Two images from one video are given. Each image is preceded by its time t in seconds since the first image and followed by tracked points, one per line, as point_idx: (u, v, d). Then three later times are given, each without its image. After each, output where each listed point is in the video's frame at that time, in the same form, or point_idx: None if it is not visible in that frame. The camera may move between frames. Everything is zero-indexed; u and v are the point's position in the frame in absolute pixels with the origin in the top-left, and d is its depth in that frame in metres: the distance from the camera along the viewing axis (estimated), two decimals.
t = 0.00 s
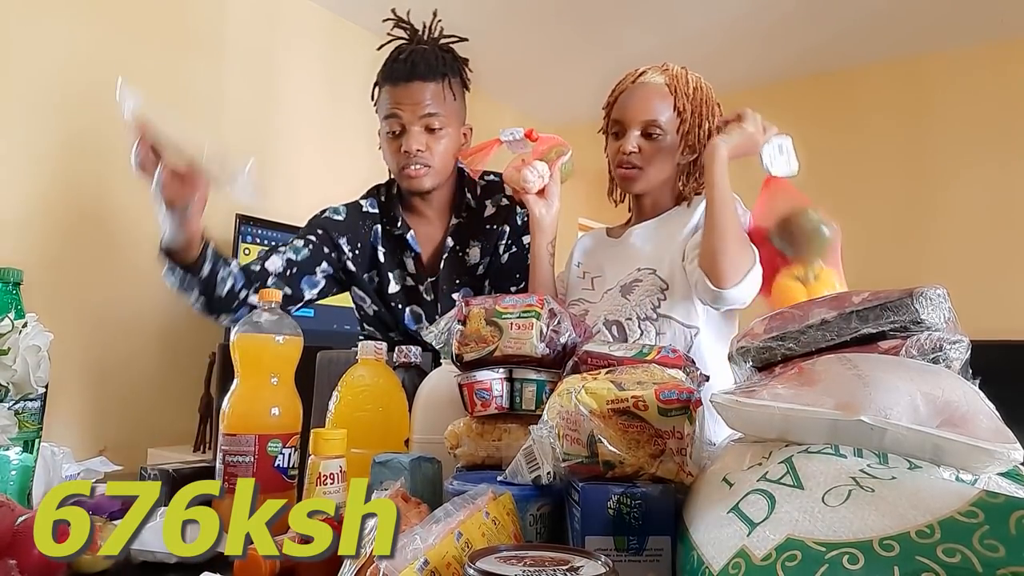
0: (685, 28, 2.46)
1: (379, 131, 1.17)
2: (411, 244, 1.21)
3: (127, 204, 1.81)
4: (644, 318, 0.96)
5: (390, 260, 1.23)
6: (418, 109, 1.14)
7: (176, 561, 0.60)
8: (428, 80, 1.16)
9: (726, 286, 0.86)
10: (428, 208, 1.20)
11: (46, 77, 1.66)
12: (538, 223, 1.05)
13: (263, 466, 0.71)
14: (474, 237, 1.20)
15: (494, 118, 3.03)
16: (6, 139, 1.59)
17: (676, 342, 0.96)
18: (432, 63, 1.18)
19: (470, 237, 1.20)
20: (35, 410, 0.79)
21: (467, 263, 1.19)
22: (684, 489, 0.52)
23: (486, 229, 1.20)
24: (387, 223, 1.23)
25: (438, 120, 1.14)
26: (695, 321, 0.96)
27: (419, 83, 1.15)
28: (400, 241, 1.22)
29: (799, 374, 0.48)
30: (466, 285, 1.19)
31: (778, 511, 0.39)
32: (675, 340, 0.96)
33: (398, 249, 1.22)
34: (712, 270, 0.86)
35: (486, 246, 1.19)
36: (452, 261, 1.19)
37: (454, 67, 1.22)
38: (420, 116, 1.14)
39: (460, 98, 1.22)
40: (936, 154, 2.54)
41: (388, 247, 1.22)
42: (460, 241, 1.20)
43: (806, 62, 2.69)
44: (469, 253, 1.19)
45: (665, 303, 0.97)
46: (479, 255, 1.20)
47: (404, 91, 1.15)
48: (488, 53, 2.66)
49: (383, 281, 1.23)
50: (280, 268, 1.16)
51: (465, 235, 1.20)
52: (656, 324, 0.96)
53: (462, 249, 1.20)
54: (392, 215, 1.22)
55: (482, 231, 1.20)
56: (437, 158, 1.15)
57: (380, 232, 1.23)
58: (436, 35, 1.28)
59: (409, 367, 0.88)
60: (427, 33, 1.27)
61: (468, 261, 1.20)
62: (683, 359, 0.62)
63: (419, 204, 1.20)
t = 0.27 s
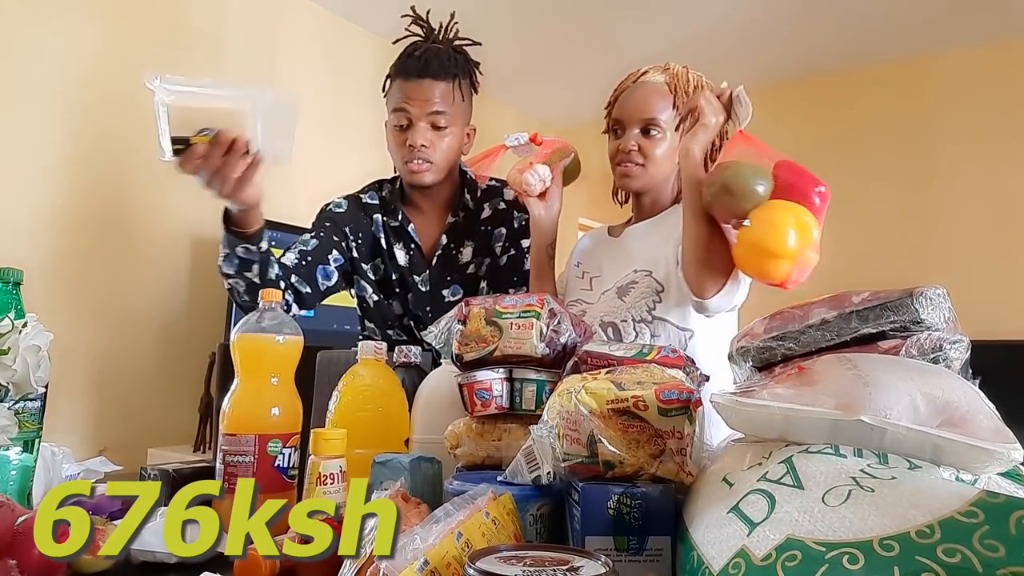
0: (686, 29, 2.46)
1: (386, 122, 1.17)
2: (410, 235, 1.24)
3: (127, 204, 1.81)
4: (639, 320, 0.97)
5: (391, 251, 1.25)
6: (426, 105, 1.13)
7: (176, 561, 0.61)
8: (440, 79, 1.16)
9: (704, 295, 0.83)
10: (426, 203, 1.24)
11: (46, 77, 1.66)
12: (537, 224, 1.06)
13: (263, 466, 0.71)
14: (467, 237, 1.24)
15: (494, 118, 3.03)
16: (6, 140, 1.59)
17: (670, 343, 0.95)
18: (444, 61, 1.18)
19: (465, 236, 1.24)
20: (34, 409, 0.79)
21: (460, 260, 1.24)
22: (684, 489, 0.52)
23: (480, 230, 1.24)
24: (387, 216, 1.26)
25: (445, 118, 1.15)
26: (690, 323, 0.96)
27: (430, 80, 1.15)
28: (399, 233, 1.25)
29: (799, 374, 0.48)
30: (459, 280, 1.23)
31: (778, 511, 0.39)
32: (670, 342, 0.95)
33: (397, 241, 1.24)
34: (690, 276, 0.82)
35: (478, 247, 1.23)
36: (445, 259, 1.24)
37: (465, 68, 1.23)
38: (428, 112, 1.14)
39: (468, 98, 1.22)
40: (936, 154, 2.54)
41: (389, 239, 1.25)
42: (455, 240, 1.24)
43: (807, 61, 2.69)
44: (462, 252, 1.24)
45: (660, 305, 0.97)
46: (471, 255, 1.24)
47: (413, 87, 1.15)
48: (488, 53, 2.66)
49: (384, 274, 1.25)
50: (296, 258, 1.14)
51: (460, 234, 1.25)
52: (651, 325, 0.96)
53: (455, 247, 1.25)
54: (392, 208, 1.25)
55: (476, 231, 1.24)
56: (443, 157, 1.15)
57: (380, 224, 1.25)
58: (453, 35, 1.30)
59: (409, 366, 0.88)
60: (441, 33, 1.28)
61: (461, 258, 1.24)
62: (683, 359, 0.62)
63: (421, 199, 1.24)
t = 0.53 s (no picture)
0: (686, 29, 2.46)
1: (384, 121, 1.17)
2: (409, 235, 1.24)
3: (127, 204, 1.81)
4: (631, 320, 0.96)
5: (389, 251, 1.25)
6: (426, 104, 1.13)
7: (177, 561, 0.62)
8: (439, 78, 1.16)
9: (673, 302, 0.88)
10: (423, 203, 1.24)
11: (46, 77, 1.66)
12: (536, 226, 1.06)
13: (263, 466, 0.71)
14: (466, 237, 1.25)
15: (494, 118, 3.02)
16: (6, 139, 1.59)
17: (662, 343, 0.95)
18: (443, 61, 1.18)
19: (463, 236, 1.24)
20: (34, 410, 0.79)
21: (458, 260, 1.24)
22: (684, 489, 0.52)
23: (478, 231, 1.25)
24: (385, 217, 1.26)
25: (445, 118, 1.15)
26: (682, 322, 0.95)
27: (429, 80, 1.15)
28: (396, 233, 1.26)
29: (799, 374, 0.48)
30: (455, 280, 1.23)
31: (778, 511, 0.39)
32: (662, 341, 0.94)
33: (395, 241, 1.25)
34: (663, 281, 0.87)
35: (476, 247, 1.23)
36: (442, 258, 1.24)
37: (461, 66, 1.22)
38: (428, 111, 1.14)
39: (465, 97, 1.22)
40: (936, 154, 2.54)
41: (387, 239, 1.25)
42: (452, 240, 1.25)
43: (807, 61, 2.69)
44: (460, 251, 1.24)
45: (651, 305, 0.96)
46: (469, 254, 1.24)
47: (411, 87, 1.15)
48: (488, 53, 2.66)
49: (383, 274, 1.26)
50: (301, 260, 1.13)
51: (459, 234, 1.25)
52: (643, 326, 0.95)
53: (454, 247, 1.25)
54: (389, 208, 1.26)
55: (474, 232, 1.24)
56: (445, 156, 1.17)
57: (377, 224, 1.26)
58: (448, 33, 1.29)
59: (409, 367, 0.88)
60: (437, 32, 1.26)
61: (459, 258, 1.24)
62: (683, 359, 0.62)
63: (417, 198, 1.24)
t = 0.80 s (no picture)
0: (686, 29, 2.46)
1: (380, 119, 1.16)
2: (406, 236, 1.24)
3: (126, 204, 1.81)
4: (626, 320, 0.95)
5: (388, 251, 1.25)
6: (424, 103, 1.13)
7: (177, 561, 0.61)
8: (437, 75, 1.16)
9: (673, 305, 0.87)
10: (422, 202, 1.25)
11: (45, 77, 1.66)
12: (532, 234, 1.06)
13: (263, 466, 0.71)
14: (464, 237, 1.25)
15: (495, 117, 3.02)
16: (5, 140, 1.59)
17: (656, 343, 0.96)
18: (442, 60, 1.18)
19: (462, 235, 1.25)
20: (34, 409, 0.79)
21: (456, 260, 1.24)
22: (684, 489, 0.52)
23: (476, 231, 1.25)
24: (382, 218, 1.26)
25: (442, 116, 1.15)
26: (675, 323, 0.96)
27: (427, 78, 1.15)
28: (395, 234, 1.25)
29: (799, 374, 0.48)
30: (454, 280, 1.24)
31: (779, 511, 0.39)
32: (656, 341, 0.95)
33: (393, 242, 1.24)
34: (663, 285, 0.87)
35: (475, 247, 1.24)
36: (440, 258, 1.24)
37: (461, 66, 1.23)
38: (425, 110, 1.13)
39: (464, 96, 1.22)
40: (936, 154, 2.54)
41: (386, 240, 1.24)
42: (450, 240, 1.25)
43: (807, 61, 2.69)
44: (459, 251, 1.24)
45: (646, 306, 0.96)
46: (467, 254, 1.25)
47: (409, 85, 1.14)
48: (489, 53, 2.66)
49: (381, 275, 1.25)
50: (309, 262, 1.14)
51: (457, 233, 1.25)
52: (637, 326, 0.96)
53: (453, 247, 1.25)
54: (387, 209, 1.26)
55: (473, 231, 1.25)
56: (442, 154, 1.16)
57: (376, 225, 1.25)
58: (447, 32, 1.29)
59: (409, 366, 0.88)
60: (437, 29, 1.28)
61: (457, 258, 1.25)
62: (683, 358, 0.62)
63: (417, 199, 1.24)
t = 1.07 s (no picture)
0: (686, 28, 2.46)
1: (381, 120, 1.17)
2: (406, 236, 1.25)
3: (127, 204, 1.81)
4: (617, 321, 0.96)
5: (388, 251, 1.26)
6: (424, 104, 1.14)
7: (177, 560, 0.63)
8: (438, 75, 1.16)
9: (680, 309, 0.88)
10: (420, 202, 1.25)
11: (45, 77, 1.66)
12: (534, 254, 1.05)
13: (263, 466, 0.71)
14: (463, 236, 1.25)
15: (495, 117, 3.02)
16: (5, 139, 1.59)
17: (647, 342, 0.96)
18: (442, 59, 1.18)
19: (462, 235, 1.25)
20: (34, 409, 0.79)
21: (457, 260, 1.25)
22: (684, 489, 0.52)
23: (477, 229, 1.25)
24: (382, 218, 1.26)
25: (443, 117, 1.15)
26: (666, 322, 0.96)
27: (427, 78, 1.15)
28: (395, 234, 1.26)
29: (798, 374, 0.48)
30: (455, 280, 1.25)
31: (779, 511, 0.39)
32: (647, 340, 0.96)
33: (393, 242, 1.25)
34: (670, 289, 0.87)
35: (474, 246, 1.24)
36: (442, 258, 1.25)
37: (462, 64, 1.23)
38: (426, 111, 1.14)
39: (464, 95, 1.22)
40: (936, 154, 2.54)
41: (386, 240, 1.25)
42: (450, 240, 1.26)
43: (807, 61, 2.69)
44: (460, 251, 1.25)
45: (637, 306, 0.97)
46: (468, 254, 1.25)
47: (409, 86, 1.15)
48: (489, 53, 2.66)
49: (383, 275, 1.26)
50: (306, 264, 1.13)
51: (458, 233, 1.26)
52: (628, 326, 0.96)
53: (453, 247, 1.26)
54: (387, 210, 1.26)
55: (473, 230, 1.25)
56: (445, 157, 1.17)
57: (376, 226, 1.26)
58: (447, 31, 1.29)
59: (409, 366, 0.88)
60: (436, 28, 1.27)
61: (458, 258, 1.25)
62: (683, 358, 0.62)
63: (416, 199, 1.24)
